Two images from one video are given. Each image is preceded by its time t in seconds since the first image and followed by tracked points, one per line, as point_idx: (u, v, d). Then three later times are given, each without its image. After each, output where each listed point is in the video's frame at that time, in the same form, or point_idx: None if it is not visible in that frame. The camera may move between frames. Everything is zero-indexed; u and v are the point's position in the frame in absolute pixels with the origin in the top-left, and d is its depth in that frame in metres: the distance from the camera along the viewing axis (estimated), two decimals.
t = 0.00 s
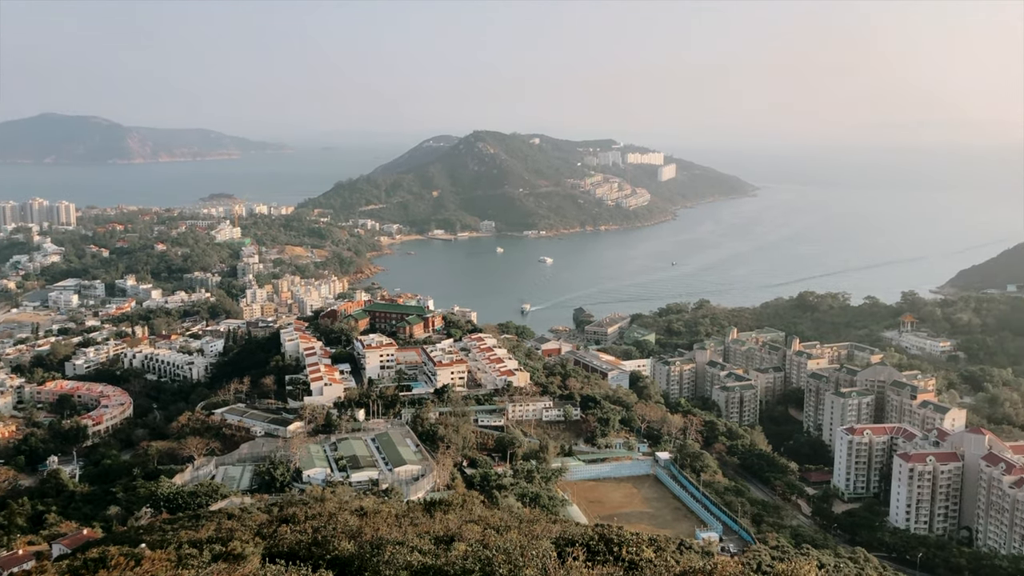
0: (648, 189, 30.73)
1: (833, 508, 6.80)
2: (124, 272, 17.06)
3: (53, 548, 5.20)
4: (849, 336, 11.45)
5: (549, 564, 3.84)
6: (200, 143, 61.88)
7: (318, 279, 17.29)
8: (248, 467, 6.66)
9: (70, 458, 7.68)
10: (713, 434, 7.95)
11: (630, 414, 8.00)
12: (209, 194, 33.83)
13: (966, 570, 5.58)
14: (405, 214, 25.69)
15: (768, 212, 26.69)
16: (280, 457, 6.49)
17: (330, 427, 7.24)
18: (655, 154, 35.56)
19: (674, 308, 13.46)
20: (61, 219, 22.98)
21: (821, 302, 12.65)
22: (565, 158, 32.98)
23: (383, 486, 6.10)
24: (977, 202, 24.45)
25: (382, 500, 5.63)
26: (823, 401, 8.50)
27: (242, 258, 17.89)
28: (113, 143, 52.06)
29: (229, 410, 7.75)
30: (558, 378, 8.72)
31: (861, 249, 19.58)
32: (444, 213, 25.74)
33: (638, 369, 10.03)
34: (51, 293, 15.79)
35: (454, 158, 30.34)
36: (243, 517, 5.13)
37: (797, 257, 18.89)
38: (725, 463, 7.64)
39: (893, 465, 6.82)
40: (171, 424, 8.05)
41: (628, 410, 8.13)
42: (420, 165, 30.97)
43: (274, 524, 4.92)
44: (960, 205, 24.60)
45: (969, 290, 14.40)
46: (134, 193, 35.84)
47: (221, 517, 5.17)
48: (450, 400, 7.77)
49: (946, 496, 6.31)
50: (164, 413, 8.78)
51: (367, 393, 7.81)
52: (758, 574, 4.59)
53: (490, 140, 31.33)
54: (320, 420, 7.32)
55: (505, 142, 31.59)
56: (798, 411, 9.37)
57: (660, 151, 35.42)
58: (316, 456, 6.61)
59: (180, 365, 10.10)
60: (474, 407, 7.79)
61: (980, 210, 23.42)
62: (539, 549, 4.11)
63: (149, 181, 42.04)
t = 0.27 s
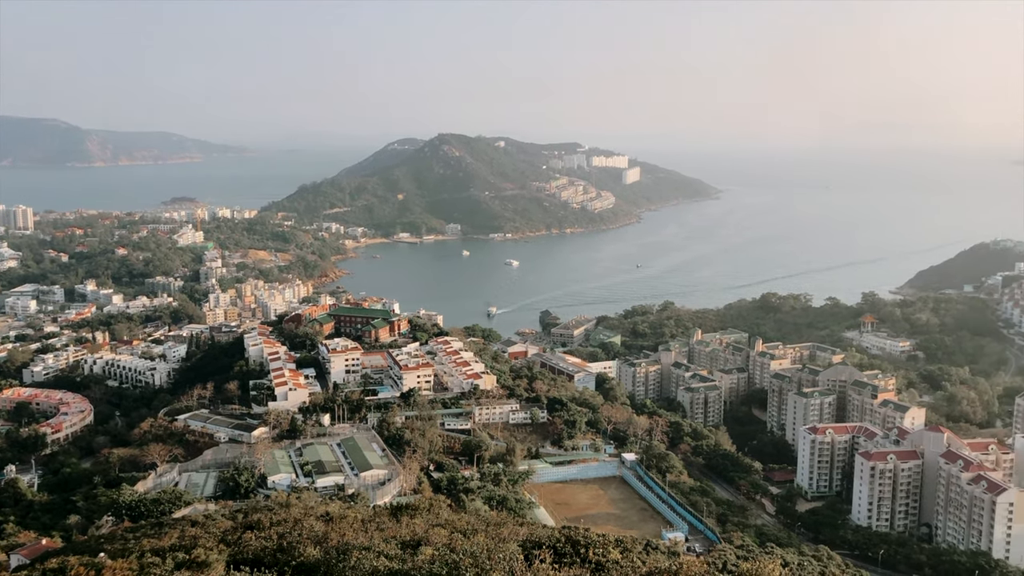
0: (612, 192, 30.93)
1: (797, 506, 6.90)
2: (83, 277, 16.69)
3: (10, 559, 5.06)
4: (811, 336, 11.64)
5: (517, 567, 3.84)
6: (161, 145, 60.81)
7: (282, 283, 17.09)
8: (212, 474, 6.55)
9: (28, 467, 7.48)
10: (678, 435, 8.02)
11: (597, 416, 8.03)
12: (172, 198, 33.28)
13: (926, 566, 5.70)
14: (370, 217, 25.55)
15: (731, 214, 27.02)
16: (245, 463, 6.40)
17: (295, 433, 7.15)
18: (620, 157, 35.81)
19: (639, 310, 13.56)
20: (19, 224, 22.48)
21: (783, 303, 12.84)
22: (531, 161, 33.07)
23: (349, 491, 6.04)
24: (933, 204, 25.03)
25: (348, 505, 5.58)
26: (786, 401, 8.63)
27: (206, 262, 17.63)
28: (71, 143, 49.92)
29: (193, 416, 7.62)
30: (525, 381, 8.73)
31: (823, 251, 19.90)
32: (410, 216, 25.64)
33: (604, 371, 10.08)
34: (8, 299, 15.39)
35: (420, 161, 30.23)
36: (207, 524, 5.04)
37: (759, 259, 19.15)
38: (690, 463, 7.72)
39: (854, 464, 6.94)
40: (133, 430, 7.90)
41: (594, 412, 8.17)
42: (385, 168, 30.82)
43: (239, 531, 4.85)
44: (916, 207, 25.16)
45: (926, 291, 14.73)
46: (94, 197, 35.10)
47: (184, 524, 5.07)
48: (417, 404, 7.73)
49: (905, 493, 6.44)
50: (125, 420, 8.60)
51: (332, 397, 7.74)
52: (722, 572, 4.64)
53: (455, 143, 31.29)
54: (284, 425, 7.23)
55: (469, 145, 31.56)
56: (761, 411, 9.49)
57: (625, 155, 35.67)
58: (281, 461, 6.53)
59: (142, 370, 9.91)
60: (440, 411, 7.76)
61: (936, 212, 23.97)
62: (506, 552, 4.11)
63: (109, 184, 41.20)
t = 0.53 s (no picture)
0: (573, 196, 31.07)
1: (756, 507, 6.98)
2: (34, 283, 16.23)
3: None
4: (768, 338, 11.82)
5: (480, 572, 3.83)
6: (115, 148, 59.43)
7: (240, 288, 16.83)
8: (169, 482, 6.41)
9: None
10: (639, 437, 8.08)
11: (558, 419, 8.05)
12: (126, 203, 32.53)
13: (882, 564, 5.81)
14: (329, 221, 25.32)
15: (690, 217, 27.32)
16: (203, 471, 6.28)
17: (254, 440, 7.04)
18: (580, 162, 36.02)
19: (600, 313, 13.63)
20: None
21: (741, 306, 13.04)
22: (492, 165, 33.08)
23: (310, 498, 5.97)
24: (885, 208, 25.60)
25: (309, 511, 5.51)
26: (744, 402, 8.74)
27: (162, 268, 17.29)
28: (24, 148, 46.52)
29: (149, 424, 7.46)
30: (487, 385, 8.71)
31: (780, 254, 20.23)
32: (370, 220, 25.47)
33: (566, 375, 10.11)
34: None
35: (379, 165, 30.05)
36: (164, 533, 4.93)
37: (718, 262, 19.38)
38: (651, 465, 7.78)
39: (811, 464, 7.05)
40: (88, 439, 7.70)
41: (556, 415, 8.19)
42: (344, 172, 30.57)
43: (197, 540, 4.75)
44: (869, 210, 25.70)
45: (880, 293, 15.05)
46: (45, 202, 34.15)
47: (141, 534, 4.96)
48: (378, 410, 7.67)
49: (862, 492, 6.56)
50: (79, 428, 8.38)
51: (291, 403, 7.64)
52: (682, 573, 4.69)
53: (415, 147, 31.17)
54: (243, 432, 7.12)
55: (429, 149, 31.46)
56: (720, 412, 9.59)
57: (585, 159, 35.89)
58: (240, 469, 6.43)
59: (97, 378, 9.68)
60: (402, 416, 7.71)
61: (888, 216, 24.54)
62: (468, 556, 4.10)
63: (60, 188, 40.12)
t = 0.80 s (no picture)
0: (539, 199, 31.16)
1: (722, 507, 7.06)
2: None
3: None
4: (733, 340, 11.94)
5: None
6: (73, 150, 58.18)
7: (204, 292, 16.58)
8: (132, 489, 6.27)
9: None
10: (606, 439, 8.11)
11: (526, 422, 8.05)
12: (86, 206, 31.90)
13: (845, 563, 5.90)
14: (294, 225, 25.10)
15: (655, 221, 27.56)
16: (166, 478, 6.16)
17: (218, 446, 6.93)
18: (547, 165, 36.14)
19: (568, 316, 13.68)
20: None
21: (706, 308, 13.18)
22: (458, 168, 33.05)
23: (275, 504, 5.89)
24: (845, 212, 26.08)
25: (274, 517, 5.43)
26: (710, 404, 8.82)
27: (124, 272, 16.97)
28: None
29: (111, 430, 7.30)
30: (454, 389, 8.69)
31: (744, 257, 20.49)
32: (335, 223, 25.29)
33: (533, 377, 10.12)
34: None
35: (345, 168, 29.85)
36: (127, 541, 4.82)
37: (683, 265, 19.57)
38: (618, 467, 7.82)
39: (776, 464, 7.14)
40: (47, 447, 7.51)
41: (524, 418, 8.19)
42: (309, 175, 30.32)
43: (160, 547, 4.66)
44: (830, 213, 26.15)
45: (842, 295, 15.31)
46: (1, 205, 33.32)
47: (102, 542, 4.84)
48: (344, 414, 7.60)
49: (825, 492, 6.65)
50: (38, 436, 8.18)
51: (257, 408, 7.54)
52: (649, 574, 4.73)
53: (381, 150, 31.02)
54: (208, 438, 7.01)
55: (395, 153, 31.34)
56: (686, 414, 9.67)
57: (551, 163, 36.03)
58: (204, 475, 6.32)
59: (57, 385, 9.47)
60: (368, 420, 7.65)
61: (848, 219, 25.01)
62: (436, 561, 4.09)
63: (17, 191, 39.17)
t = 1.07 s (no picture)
0: (500, 204, 31.18)
1: (682, 509, 7.13)
2: None
3: None
4: (692, 342, 12.07)
5: None
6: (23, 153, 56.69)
7: (160, 298, 16.26)
8: (86, 499, 6.10)
9: None
10: (567, 443, 8.14)
11: (488, 427, 8.05)
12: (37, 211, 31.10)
13: (803, 562, 6.00)
14: (252, 229, 24.77)
15: (615, 225, 27.79)
16: (121, 487, 6.02)
17: (175, 453, 6.79)
18: (507, 169, 36.21)
19: (529, 320, 13.71)
20: None
21: (666, 311, 13.32)
22: (418, 172, 32.93)
23: (234, 512, 5.79)
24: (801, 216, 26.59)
25: (234, 526, 5.34)
26: (670, 406, 8.91)
27: (77, 278, 16.57)
28: None
29: (64, 439, 7.11)
30: (415, 394, 8.64)
31: (703, 260, 20.76)
32: (294, 228, 25.01)
33: (494, 382, 10.11)
34: None
35: (304, 172, 29.56)
36: (80, 552, 4.69)
37: (643, 269, 19.76)
38: (579, 470, 7.86)
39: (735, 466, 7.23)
40: None
41: (485, 423, 8.18)
42: (267, 179, 29.97)
43: (115, 558, 4.54)
44: (786, 218, 26.65)
45: (799, 298, 15.59)
46: None
47: (55, 554, 4.70)
48: (303, 421, 7.51)
49: (783, 492, 6.76)
50: None
51: (214, 415, 7.41)
52: None
53: (340, 154, 30.78)
54: (164, 446, 6.87)
55: (355, 157, 31.11)
56: (647, 417, 9.74)
57: (511, 167, 36.11)
58: (161, 483, 6.19)
59: (8, 393, 9.21)
60: (328, 426, 7.57)
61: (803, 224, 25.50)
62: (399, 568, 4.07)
63: None
